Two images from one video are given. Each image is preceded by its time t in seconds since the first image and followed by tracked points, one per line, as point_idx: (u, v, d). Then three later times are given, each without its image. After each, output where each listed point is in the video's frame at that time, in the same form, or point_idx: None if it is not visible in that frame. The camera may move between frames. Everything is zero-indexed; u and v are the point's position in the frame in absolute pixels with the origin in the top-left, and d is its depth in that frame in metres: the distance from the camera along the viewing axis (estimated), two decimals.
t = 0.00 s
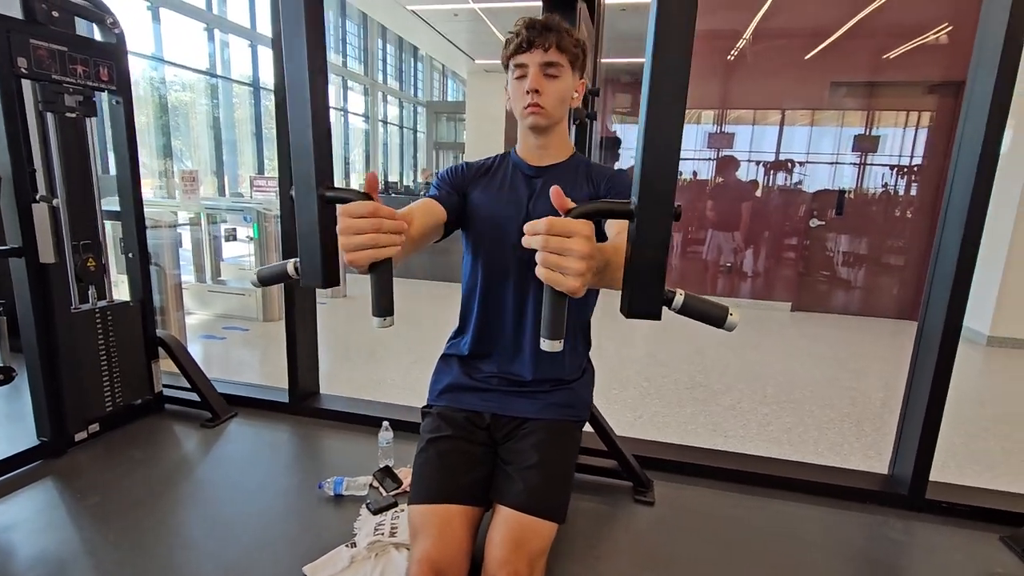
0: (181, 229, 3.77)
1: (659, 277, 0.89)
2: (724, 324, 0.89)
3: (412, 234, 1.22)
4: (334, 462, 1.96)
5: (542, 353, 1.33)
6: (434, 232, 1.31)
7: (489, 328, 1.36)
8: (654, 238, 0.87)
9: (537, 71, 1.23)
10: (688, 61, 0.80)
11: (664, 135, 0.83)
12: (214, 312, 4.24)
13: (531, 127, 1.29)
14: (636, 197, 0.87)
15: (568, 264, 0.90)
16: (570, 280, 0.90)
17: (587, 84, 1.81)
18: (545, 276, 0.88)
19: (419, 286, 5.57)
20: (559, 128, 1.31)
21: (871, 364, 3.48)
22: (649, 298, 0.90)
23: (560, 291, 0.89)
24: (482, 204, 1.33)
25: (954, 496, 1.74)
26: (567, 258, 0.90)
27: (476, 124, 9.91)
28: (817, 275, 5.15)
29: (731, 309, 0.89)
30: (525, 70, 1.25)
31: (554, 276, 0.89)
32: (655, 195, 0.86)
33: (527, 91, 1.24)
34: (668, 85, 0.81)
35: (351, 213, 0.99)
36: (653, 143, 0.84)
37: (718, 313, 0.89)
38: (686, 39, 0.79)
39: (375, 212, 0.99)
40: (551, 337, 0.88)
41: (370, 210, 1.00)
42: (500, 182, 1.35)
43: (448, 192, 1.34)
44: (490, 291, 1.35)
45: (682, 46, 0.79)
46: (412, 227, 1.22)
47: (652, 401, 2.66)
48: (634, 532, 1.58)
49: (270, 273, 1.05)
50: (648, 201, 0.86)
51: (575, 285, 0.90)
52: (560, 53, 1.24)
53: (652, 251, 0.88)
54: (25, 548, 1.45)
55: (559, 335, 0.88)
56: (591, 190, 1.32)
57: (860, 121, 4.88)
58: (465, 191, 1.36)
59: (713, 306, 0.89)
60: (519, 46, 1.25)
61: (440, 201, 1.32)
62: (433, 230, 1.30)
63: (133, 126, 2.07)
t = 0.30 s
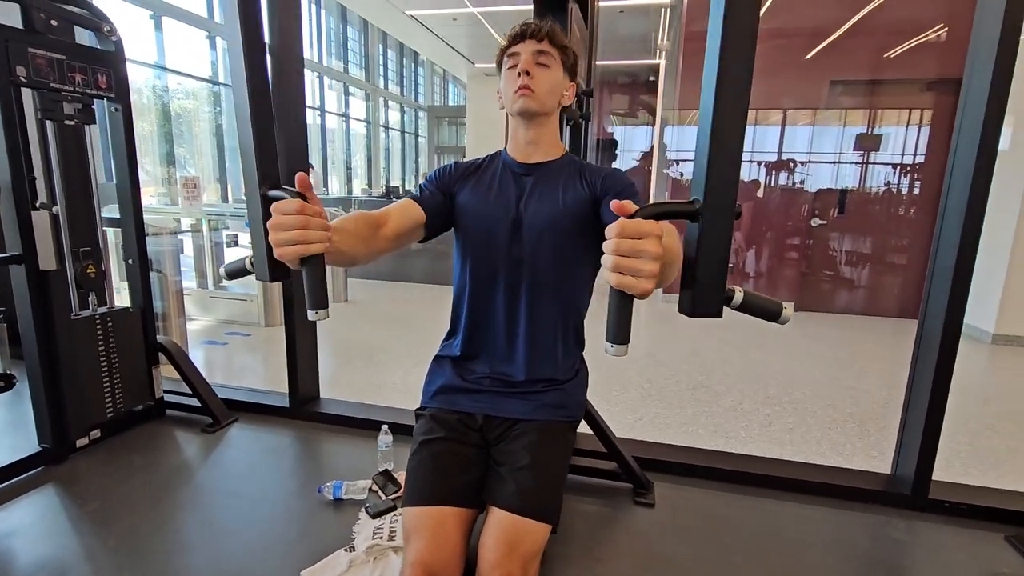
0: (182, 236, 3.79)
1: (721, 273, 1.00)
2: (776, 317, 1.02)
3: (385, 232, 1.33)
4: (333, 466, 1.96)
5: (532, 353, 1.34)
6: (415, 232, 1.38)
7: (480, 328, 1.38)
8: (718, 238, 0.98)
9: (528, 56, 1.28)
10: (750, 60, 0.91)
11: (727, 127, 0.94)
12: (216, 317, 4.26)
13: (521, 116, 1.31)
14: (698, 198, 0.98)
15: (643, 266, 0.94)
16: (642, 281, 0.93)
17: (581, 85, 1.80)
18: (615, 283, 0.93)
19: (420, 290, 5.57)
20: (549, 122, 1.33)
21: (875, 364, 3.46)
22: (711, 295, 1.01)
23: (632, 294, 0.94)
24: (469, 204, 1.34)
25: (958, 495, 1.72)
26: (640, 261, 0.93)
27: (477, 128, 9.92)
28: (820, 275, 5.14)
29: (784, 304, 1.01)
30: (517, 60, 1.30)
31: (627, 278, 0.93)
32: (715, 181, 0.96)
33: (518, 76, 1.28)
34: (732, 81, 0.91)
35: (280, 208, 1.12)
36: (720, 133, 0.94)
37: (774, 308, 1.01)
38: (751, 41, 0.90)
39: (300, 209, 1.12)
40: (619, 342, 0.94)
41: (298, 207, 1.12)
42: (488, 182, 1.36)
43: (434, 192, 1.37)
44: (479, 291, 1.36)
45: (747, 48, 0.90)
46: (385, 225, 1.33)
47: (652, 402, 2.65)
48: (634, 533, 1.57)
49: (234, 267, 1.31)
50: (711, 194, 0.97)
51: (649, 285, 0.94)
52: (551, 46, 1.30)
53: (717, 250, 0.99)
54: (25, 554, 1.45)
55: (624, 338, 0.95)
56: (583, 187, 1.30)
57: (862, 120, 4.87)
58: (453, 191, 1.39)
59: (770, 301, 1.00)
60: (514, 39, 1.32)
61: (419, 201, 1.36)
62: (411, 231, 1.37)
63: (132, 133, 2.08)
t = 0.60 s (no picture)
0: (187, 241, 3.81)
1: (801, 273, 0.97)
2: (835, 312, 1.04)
3: (374, 234, 1.42)
4: (339, 470, 1.96)
5: (536, 355, 1.34)
6: (409, 236, 1.44)
7: (483, 332, 1.38)
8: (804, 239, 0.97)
9: (534, 56, 1.31)
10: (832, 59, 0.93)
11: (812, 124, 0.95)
12: (222, 322, 4.28)
13: (524, 113, 1.33)
14: (783, 199, 0.97)
15: (747, 269, 0.92)
16: (743, 283, 0.92)
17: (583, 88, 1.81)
18: (720, 289, 0.91)
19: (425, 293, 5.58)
20: (551, 123, 1.35)
21: (881, 362, 3.45)
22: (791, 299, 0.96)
23: (733, 297, 0.93)
24: (470, 209, 1.34)
25: (968, 495, 1.71)
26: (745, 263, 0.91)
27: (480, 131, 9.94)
28: (825, 274, 5.12)
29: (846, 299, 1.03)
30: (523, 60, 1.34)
31: (729, 281, 0.92)
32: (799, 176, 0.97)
33: (523, 72, 1.30)
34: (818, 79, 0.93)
35: (235, 214, 1.21)
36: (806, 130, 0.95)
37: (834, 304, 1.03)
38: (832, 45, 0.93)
39: (253, 214, 1.20)
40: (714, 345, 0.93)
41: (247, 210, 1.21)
42: (488, 185, 1.37)
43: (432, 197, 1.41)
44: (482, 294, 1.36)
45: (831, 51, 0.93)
46: (375, 228, 1.42)
47: (658, 404, 2.65)
48: (641, 536, 1.57)
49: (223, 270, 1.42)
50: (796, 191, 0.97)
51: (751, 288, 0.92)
52: (556, 51, 1.34)
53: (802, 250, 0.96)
54: (36, 561, 1.46)
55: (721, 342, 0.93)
56: (587, 190, 1.30)
57: (866, 118, 4.85)
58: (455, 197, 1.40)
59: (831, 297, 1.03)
60: (520, 42, 1.36)
61: (412, 205, 1.42)
62: (403, 234, 1.43)
63: (137, 141, 2.09)
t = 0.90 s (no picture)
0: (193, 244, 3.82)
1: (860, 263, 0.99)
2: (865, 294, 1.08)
3: (367, 232, 1.48)
4: (346, 472, 1.97)
5: (541, 356, 1.34)
6: (405, 233, 1.49)
7: (487, 332, 1.38)
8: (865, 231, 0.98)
9: (542, 57, 1.34)
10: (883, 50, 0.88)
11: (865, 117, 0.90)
12: (227, 325, 4.30)
13: (529, 111, 1.35)
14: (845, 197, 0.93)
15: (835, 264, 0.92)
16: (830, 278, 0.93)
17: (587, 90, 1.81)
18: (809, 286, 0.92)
19: (428, 295, 5.58)
20: (555, 122, 1.36)
21: (889, 362, 3.43)
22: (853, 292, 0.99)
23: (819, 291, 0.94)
24: (474, 210, 1.34)
25: (977, 495, 1.70)
26: (836, 259, 0.92)
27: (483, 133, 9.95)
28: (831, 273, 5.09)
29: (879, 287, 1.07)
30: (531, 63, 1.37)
31: (818, 278, 0.92)
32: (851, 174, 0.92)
33: (530, 73, 1.33)
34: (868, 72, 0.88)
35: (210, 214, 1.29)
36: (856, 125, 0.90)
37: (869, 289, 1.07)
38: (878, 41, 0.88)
39: (222, 212, 1.27)
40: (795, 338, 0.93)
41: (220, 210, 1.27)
42: (492, 186, 1.36)
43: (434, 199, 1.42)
44: (486, 295, 1.35)
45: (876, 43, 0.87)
46: (369, 227, 1.48)
47: (663, 404, 2.64)
48: (648, 537, 1.56)
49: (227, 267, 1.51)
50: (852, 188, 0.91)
51: (836, 283, 0.93)
52: (563, 57, 1.38)
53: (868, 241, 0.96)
54: (44, 564, 1.46)
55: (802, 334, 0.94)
56: (594, 190, 1.31)
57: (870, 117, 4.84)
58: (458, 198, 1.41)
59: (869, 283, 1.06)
60: (529, 46, 1.40)
61: (410, 206, 1.47)
62: (398, 232, 1.49)
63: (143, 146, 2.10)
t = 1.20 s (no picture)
0: (195, 246, 3.83)
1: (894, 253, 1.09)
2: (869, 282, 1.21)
3: (365, 230, 1.52)
4: (348, 473, 1.97)
5: (542, 356, 1.34)
6: (402, 232, 1.51)
7: (487, 332, 1.38)
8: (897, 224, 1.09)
9: (543, 59, 1.35)
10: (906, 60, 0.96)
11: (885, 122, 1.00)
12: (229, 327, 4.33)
13: (529, 109, 1.35)
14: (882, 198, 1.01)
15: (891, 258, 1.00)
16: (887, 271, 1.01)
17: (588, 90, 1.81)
18: (871, 279, 1.00)
19: (430, 296, 5.58)
20: (555, 122, 1.36)
21: (891, 361, 3.42)
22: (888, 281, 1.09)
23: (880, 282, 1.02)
24: (474, 211, 1.34)
25: (981, 495, 1.69)
26: (892, 253, 1.00)
27: (484, 134, 10.02)
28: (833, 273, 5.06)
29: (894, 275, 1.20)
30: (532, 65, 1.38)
31: (879, 272, 1.00)
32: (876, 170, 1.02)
33: (531, 72, 1.34)
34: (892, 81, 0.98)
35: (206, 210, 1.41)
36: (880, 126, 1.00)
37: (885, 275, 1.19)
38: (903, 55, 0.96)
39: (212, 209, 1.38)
40: (854, 326, 1.02)
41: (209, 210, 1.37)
42: (493, 186, 1.36)
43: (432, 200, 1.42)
44: (487, 295, 1.35)
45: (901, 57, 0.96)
46: (367, 225, 1.52)
47: (665, 404, 2.64)
48: (650, 538, 1.56)
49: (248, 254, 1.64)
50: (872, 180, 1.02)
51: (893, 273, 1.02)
52: (565, 61, 1.39)
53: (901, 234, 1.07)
54: (47, 565, 1.47)
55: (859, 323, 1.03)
56: (595, 189, 1.31)
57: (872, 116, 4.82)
58: (457, 197, 1.40)
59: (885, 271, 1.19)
60: (531, 49, 1.41)
61: (407, 205, 1.48)
62: (394, 231, 1.51)
63: (144, 147, 2.11)
